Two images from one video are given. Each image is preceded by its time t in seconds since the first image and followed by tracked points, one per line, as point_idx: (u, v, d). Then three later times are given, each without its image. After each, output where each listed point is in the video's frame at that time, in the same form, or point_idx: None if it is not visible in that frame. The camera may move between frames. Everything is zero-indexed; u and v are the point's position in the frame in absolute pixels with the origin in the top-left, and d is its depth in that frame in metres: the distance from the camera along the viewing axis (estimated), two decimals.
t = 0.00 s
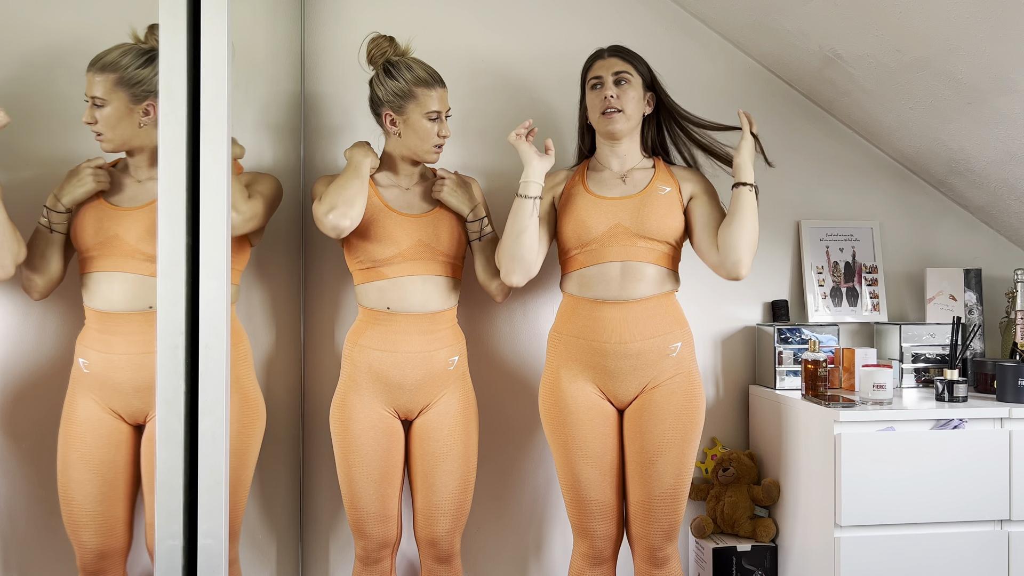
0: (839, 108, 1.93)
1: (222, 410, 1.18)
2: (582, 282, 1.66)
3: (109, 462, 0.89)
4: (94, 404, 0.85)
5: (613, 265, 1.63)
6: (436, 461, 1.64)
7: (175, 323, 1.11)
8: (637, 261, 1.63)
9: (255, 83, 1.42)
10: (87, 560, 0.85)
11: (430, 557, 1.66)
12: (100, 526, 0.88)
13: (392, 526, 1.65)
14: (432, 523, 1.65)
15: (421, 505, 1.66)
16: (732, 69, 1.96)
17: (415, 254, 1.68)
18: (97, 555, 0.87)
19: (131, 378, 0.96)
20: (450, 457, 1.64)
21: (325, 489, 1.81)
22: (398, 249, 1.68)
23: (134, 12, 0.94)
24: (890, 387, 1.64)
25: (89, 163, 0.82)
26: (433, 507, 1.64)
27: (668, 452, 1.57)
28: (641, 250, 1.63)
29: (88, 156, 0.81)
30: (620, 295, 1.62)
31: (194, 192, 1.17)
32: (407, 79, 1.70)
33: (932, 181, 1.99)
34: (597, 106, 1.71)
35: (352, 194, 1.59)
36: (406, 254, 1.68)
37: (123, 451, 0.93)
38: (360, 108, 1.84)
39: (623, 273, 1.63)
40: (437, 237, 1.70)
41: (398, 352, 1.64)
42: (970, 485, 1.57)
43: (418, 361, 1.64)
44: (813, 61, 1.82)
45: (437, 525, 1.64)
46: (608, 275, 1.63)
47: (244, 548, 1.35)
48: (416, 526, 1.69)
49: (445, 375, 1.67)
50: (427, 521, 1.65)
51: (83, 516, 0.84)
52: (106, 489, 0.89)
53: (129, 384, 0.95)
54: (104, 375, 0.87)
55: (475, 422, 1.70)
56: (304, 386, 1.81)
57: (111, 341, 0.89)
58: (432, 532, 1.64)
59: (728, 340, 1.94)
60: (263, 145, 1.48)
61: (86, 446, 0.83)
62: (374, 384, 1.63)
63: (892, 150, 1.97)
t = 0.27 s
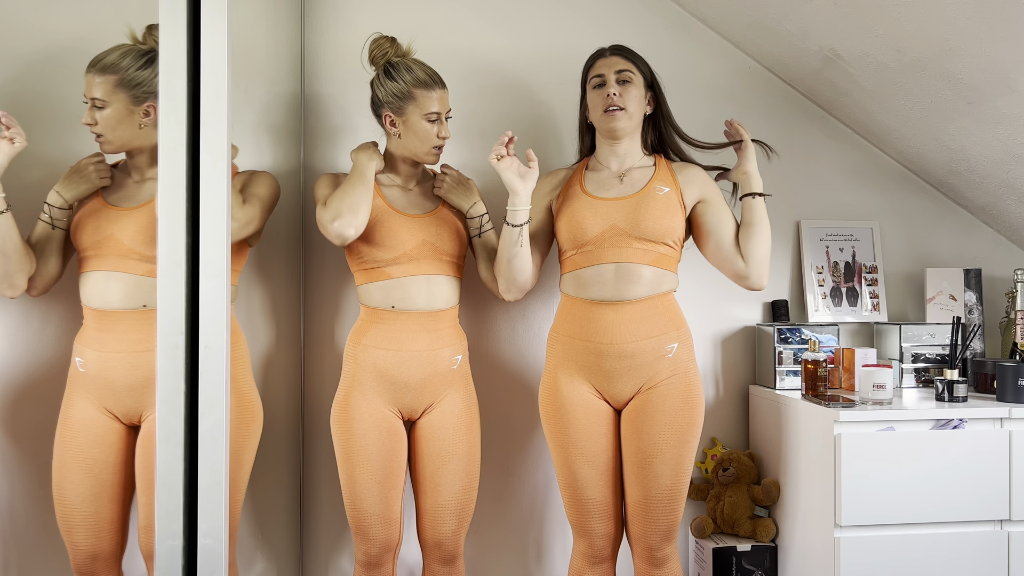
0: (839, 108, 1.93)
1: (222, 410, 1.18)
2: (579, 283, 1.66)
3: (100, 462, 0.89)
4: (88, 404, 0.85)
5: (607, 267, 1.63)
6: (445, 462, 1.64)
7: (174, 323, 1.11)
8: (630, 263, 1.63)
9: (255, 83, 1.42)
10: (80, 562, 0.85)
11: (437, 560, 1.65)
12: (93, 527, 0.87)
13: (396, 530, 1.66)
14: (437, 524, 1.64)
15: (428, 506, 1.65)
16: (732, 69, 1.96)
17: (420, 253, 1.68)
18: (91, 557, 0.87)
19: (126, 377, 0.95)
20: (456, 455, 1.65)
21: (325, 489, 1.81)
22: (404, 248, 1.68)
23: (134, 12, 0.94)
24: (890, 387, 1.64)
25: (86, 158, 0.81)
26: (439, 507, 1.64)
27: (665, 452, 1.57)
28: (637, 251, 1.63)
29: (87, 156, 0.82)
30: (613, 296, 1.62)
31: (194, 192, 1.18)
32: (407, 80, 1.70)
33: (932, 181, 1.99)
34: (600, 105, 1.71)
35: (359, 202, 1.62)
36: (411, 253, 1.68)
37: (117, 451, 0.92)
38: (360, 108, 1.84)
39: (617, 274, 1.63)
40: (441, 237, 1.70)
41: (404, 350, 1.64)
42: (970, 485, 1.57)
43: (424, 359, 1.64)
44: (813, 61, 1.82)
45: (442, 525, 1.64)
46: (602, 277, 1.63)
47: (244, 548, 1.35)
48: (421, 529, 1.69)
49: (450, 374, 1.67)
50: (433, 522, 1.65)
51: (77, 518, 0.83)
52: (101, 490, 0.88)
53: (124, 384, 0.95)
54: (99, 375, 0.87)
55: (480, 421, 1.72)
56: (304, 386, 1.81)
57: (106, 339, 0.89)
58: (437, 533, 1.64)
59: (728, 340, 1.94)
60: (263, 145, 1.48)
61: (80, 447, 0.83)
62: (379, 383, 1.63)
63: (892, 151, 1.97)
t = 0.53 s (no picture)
0: (838, 108, 1.93)
1: (222, 410, 1.18)
2: (578, 283, 1.66)
3: (105, 460, 0.89)
4: (92, 403, 0.85)
5: (606, 265, 1.63)
6: (441, 462, 1.64)
7: (174, 322, 1.11)
8: (630, 261, 1.63)
9: (256, 82, 1.42)
10: (88, 558, 0.85)
11: (431, 556, 1.66)
12: (99, 525, 0.88)
13: (395, 528, 1.66)
14: (434, 523, 1.65)
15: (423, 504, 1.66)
16: (732, 69, 1.96)
17: (422, 254, 1.68)
18: (99, 554, 0.88)
19: (127, 377, 0.96)
20: (451, 455, 1.65)
21: (325, 489, 1.81)
22: (406, 249, 1.68)
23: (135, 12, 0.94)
24: (890, 387, 1.64)
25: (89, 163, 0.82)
26: (434, 505, 1.65)
27: (664, 452, 1.57)
28: (636, 250, 1.63)
29: (88, 156, 0.82)
30: (611, 295, 1.62)
31: (194, 192, 1.18)
32: (405, 74, 1.73)
33: (931, 181, 1.99)
34: (596, 105, 1.73)
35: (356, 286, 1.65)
36: (413, 253, 1.68)
37: (119, 450, 0.93)
38: (360, 108, 1.84)
39: (615, 272, 1.63)
40: (443, 237, 1.70)
41: (403, 351, 1.65)
42: (970, 485, 1.57)
43: (422, 361, 1.64)
44: (813, 61, 1.82)
45: (436, 524, 1.65)
46: (600, 276, 1.63)
47: (245, 547, 1.35)
48: (417, 527, 1.69)
49: (449, 375, 1.67)
50: (430, 521, 1.65)
51: (84, 515, 0.84)
52: (105, 489, 0.89)
53: (126, 384, 0.95)
54: (101, 375, 0.87)
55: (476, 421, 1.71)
56: (304, 386, 1.81)
57: (108, 340, 0.90)
58: (432, 531, 1.64)
59: (727, 340, 1.94)
60: (263, 145, 1.48)
61: (84, 446, 0.83)
62: (378, 383, 1.64)
63: (893, 150, 1.97)
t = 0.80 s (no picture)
0: (838, 108, 1.93)
1: (222, 410, 1.18)
2: (578, 284, 1.67)
3: (111, 460, 0.89)
4: (97, 404, 0.85)
5: (606, 266, 1.63)
6: (435, 460, 1.64)
7: (175, 323, 1.11)
8: (630, 261, 1.62)
9: (255, 82, 1.42)
10: (94, 557, 0.86)
11: (429, 555, 1.65)
12: (106, 524, 0.89)
13: (393, 523, 1.65)
14: (430, 521, 1.65)
15: (421, 503, 1.66)
16: (732, 69, 1.96)
17: (417, 260, 1.67)
18: (103, 553, 0.88)
19: (133, 379, 0.96)
20: (449, 455, 1.65)
21: (325, 489, 1.81)
22: (399, 255, 1.67)
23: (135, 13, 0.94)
24: (890, 387, 1.64)
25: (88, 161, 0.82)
26: (432, 504, 1.65)
27: (665, 452, 1.57)
28: (635, 250, 1.63)
29: (89, 156, 0.82)
30: (612, 295, 1.62)
31: (194, 192, 1.18)
32: (406, 73, 1.70)
33: (931, 181, 1.99)
34: (591, 107, 1.72)
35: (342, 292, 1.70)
36: (408, 259, 1.67)
37: (125, 450, 0.93)
38: (360, 108, 1.84)
39: (615, 273, 1.63)
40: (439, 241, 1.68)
41: (399, 352, 1.64)
42: (970, 485, 1.57)
43: (421, 362, 1.64)
44: (813, 61, 1.82)
45: (434, 523, 1.65)
46: (601, 277, 1.63)
47: (245, 547, 1.35)
48: (414, 524, 1.69)
49: (447, 375, 1.67)
50: (426, 519, 1.65)
51: (89, 515, 0.84)
52: (112, 488, 0.89)
53: (130, 384, 0.95)
54: (105, 376, 0.88)
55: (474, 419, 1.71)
56: (304, 386, 1.81)
57: (112, 341, 0.90)
58: (429, 529, 1.64)
59: (727, 340, 1.93)
60: (263, 145, 1.48)
61: (90, 447, 0.84)
62: (376, 383, 1.64)
63: (893, 150, 1.97)
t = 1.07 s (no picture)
0: (838, 107, 1.93)
1: (222, 410, 1.19)
2: (579, 284, 1.67)
3: (112, 459, 0.90)
4: (96, 402, 0.85)
5: (608, 267, 1.64)
6: (437, 459, 1.64)
7: (175, 323, 1.11)
8: (631, 263, 1.63)
9: (255, 83, 1.42)
10: (92, 557, 0.86)
11: (430, 553, 1.66)
12: (106, 521, 0.89)
13: (396, 521, 1.66)
14: (431, 521, 1.65)
15: (421, 502, 1.66)
16: (732, 68, 1.96)
17: (417, 263, 1.68)
18: (103, 552, 0.88)
19: (134, 378, 0.97)
20: (450, 454, 1.65)
21: (325, 489, 1.81)
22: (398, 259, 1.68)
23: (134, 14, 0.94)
24: (890, 387, 1.64)
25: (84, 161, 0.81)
26: (432, 503, 1.65)
27: (665, 453, 1.58)
28: (636, 251, 1.63)
29: (90, 156, 0.82)
30: (614, 295, 1.63)
31: (194, 193, 1.18)
32: (394, 77, 1.70)
33: (931, 181, 1.99)
34: (592, 108, 1.71)
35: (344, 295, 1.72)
36: (408, 263, 1.68)
37: (125, 448, 0.93)
38: (360, 108, 1.85)
39: (617, 273, 1.63)
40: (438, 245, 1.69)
41: (400, 352, 1.65)
42: (970, 486, 1.57)
43: (422, 362, 1.64)
44: (813, 61, 1.82)
45: (435, 521, 1.65)
46: (602, 277, 1.64)
47: (245, 547, 1.36)
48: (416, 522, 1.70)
49: (448, 375, 1.67)
50: (427, 518, 1.66)
51: (88, 514, 0.84)
52: (114, 486, 0.90)
53: (131, 384, 0.96)
54: (106, 375, 0.88)
55: (477, 420, 1.71)
56: (304, 386, 1.81)
57: (112, 341, 0.90)
58: (431, 528, 1.64)
59: (727, 340, 1.94)
60: (263, 146, 1.48)
61: (90, 446, 0.84)
62: (377, 382, 1.65)
63: (893, 150, 1.97)
